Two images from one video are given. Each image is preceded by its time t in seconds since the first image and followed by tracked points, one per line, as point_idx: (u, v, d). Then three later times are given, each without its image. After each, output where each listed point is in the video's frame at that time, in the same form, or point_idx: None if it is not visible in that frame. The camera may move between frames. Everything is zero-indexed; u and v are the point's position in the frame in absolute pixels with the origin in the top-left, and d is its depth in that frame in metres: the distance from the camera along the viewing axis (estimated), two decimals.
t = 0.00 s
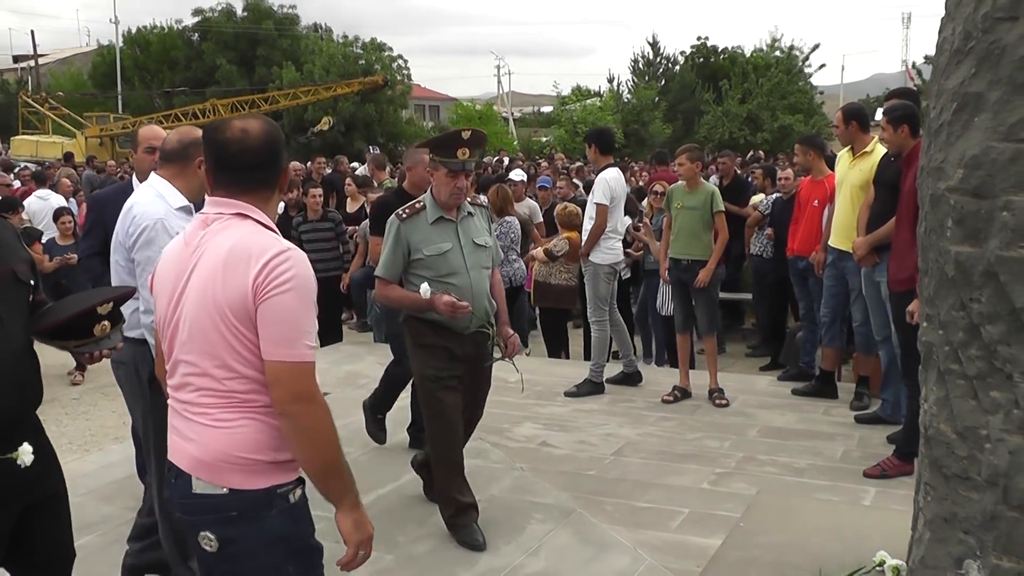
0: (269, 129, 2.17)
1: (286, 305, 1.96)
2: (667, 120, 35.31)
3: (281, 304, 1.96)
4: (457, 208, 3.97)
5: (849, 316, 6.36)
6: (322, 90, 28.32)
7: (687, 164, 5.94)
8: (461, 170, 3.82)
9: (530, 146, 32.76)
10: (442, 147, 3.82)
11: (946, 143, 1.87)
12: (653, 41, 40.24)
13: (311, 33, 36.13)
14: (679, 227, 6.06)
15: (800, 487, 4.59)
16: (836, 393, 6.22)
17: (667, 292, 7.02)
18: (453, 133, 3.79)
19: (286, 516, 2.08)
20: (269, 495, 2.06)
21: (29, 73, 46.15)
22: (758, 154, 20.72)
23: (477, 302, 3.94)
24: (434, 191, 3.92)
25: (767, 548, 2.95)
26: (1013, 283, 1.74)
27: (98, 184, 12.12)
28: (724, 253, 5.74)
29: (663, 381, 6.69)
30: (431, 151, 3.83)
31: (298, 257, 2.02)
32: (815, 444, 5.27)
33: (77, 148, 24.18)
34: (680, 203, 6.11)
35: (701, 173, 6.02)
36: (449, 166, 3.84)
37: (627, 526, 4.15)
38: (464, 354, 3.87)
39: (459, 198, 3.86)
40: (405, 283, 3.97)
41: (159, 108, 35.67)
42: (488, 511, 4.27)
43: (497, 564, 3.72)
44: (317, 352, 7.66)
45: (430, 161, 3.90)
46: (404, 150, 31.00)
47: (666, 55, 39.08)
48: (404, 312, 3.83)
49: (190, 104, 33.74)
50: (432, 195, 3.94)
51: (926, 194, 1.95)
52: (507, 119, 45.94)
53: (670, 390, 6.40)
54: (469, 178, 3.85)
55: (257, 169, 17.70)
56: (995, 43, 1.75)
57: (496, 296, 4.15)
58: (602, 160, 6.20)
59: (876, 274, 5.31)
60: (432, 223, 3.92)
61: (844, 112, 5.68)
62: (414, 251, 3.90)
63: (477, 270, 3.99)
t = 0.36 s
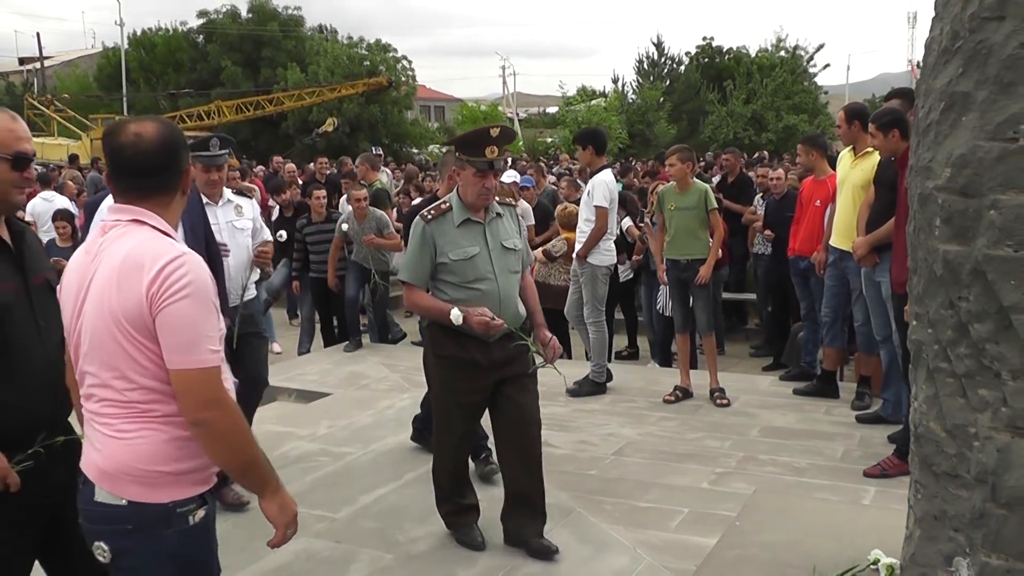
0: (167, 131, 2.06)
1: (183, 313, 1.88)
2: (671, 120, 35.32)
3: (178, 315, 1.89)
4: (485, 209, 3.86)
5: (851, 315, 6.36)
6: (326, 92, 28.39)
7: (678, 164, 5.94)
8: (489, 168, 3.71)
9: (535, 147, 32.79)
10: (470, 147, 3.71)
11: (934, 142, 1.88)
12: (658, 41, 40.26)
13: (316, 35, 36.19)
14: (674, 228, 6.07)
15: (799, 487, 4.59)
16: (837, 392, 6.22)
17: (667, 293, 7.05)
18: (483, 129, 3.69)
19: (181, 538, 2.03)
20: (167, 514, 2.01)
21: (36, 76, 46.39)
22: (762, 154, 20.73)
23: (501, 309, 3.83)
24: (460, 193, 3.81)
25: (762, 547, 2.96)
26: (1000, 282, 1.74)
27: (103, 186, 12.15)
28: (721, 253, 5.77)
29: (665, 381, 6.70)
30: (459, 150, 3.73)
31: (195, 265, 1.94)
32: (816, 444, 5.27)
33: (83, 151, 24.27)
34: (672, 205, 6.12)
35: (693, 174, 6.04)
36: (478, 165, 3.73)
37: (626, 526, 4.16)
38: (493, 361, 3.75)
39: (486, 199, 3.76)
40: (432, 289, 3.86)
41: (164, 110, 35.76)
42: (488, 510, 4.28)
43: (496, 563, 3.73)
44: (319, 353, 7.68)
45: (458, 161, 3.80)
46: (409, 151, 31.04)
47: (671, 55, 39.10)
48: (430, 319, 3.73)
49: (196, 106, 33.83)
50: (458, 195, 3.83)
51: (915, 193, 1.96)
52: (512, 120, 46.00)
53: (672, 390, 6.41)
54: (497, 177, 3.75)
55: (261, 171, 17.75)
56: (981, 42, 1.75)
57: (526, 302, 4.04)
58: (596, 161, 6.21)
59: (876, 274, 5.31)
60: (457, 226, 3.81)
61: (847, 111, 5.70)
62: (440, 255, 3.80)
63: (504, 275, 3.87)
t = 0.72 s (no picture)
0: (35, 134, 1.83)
1: (14, 345, 1.65)
2: (671, 117, 35.34)
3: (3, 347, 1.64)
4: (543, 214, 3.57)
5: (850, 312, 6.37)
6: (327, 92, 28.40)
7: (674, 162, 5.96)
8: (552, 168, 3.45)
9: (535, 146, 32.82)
10: (536, 143, 3.48)
11: (924, 138, 1.89)
12: (658, 38, 40.30)
13: (315, 34, 36.20)
14: (672, 226, 6.07)
15: (798, 483, 4.61)
16: (836, 389, 6.24)
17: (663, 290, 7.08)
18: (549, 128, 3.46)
19: (42, 560, 1.82)
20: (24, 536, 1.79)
21: (36, 78, 46.40)
22: (763, 152, 20.75)
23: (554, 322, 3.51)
24: (518, 193, 3.54)
25: (759, 542, 2.97)
26: (989, 276, 1.75)
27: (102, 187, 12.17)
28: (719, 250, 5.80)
29: (665, 378, 6.71)
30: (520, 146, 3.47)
31: (38, 291, 1.68)
32: (814, 440, 5.28)
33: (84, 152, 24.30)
34: (669, 202, 6.14)
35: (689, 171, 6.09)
36: (541, 164, 3.46)
37: (625, 523, 4.17)
38: (546, 377, 3.45)
39: (547, 202, 3.47)
40: (481, 297, 3.56)
41: (165, 111, 35.77)
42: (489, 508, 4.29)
43: (496, 560, 3.74)
44: (319, 353, 7.69)
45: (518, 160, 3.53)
46: (410, 150, 31.06)
47: (671, 53, 39.13)
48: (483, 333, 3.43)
49: (196, 107, 33.87)
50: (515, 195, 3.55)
51: (905, 189, 1.97)
52: (512, 118, 46.01)
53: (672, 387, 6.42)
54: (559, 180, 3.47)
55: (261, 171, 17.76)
56: (969, 38, 1.76)
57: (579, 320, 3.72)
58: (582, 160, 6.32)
59: (875, 271, 5.32)
60: (513, 229, 3.52)
61: (845, 108, 5.71)
62: (495, 257, 3.50)
63: (562, 287, 3.56)
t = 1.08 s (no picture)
0: None
1: None
2: (675, 118, 35.34)
3: None
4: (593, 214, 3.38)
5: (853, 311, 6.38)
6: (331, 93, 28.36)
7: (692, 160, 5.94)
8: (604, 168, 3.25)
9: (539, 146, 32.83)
10: (587, 141, 3.25)
11: (921, 137, 1.89)
12: (661, 39, 40.31)
13: (319, 36, 36.23)
14: (679, 225, 6.09)
15: (800, 482, 4.61)
16: (839, 388, 6.24)
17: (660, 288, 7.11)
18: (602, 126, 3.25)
19: None
20: None
21: (40, 80, 46.49)
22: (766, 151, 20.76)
23: (604, 329, 3.37)
24: (568, 191, 3.33)
25: (761, 541, 2.98)
26: (987, 274, 1.76)
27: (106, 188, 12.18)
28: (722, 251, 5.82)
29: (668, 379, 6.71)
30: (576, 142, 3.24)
31: None
32: (817, 440, 5.29)
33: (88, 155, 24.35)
34: (677, 202, 6.15)
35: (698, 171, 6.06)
36: (592, 161, 3.26)
37: (627, 522, 4.18)
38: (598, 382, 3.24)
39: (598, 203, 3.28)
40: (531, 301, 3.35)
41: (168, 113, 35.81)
42: (492, 509, 4.30)
43: (498, 560, 3.75)
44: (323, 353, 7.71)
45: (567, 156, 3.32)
46: (413, 151, 31.10)
47: (674, 54, 39.15)
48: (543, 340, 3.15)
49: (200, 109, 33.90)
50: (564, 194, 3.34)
51: (903, 188, 1.98)
52: (516, 119, 46.02)
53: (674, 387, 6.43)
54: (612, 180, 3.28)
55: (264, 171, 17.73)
56: (967, 38, 1.77)
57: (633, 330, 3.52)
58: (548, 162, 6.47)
59: (878, 270, 5.32)
60: (565, 230, 3.31)
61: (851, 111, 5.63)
62: (550, 260, 3.28)
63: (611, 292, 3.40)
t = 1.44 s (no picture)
0: None
1: None
2: (677, 122, 35.38)
3: None
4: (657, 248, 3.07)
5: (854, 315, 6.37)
6: (333, 97, 28.37)
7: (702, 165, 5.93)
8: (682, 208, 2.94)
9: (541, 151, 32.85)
10: (669, 177, 2.90)
11: (919, 141, 1.90)
12: (664, 43, 40.38)
13: (322, 40, 36.29)
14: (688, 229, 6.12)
15: (802, 485, 4.61)
16: (841, 392, 6.24)
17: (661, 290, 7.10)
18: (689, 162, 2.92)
19: None
20: None
21: (43, 85, 46.67)
22: (770, 155, 20.77)
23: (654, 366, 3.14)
24: (634, 226, 3.01)
25: (762, 544, 2.98)
26: (985, 277, 1.76)
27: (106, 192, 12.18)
28: (731, 253, 5.79)
29: (670, 383, 6.71)
30: (651, 178, 2.93)
31: None
32: (819, 443, 5.29)
33: (91, 159, 24.38)
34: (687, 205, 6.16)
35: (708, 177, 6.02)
36: (671, 201, 2.93)
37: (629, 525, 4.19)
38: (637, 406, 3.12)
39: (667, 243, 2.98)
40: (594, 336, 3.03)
41: (171, 118, 35.86)
42: (493, 512, 4.30)
43: (500, 564, 3.75)
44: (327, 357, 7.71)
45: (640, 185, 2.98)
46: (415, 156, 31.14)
47: (677, 57, 39.19)
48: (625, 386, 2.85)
49: (202, 113, 33.94)
50: (628, 228, 3.02)
51: (901, 191, 1.98)
52: (518, 123, 46.09)
53: (677, 390, 6.42)
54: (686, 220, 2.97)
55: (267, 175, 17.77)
56: (964, 41, 1.77)
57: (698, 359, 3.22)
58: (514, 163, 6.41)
59: (880, 273, 5.33)
60: (631, 269, 2.99)
61: (854, 115, 5.59)
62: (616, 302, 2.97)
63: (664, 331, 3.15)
